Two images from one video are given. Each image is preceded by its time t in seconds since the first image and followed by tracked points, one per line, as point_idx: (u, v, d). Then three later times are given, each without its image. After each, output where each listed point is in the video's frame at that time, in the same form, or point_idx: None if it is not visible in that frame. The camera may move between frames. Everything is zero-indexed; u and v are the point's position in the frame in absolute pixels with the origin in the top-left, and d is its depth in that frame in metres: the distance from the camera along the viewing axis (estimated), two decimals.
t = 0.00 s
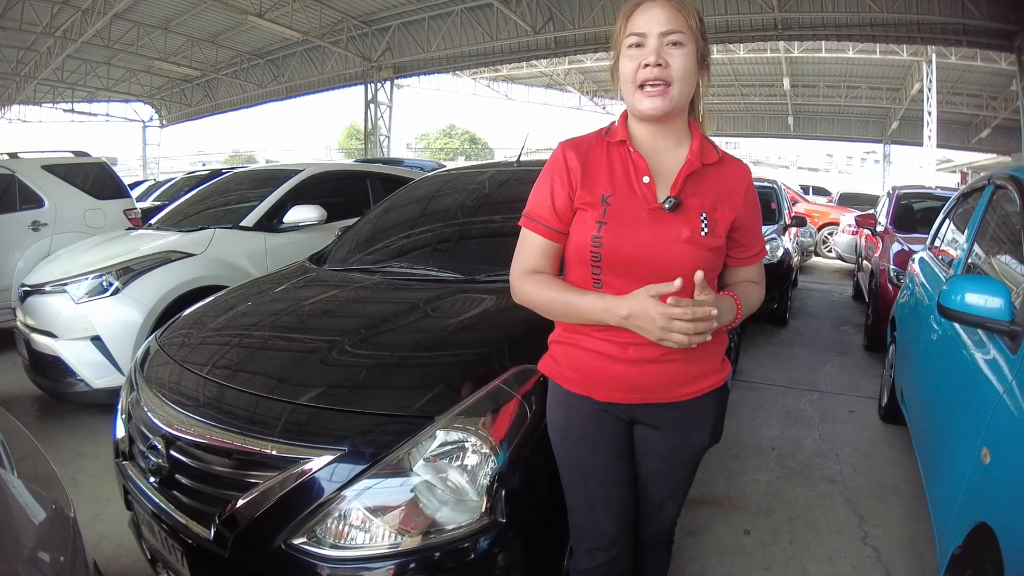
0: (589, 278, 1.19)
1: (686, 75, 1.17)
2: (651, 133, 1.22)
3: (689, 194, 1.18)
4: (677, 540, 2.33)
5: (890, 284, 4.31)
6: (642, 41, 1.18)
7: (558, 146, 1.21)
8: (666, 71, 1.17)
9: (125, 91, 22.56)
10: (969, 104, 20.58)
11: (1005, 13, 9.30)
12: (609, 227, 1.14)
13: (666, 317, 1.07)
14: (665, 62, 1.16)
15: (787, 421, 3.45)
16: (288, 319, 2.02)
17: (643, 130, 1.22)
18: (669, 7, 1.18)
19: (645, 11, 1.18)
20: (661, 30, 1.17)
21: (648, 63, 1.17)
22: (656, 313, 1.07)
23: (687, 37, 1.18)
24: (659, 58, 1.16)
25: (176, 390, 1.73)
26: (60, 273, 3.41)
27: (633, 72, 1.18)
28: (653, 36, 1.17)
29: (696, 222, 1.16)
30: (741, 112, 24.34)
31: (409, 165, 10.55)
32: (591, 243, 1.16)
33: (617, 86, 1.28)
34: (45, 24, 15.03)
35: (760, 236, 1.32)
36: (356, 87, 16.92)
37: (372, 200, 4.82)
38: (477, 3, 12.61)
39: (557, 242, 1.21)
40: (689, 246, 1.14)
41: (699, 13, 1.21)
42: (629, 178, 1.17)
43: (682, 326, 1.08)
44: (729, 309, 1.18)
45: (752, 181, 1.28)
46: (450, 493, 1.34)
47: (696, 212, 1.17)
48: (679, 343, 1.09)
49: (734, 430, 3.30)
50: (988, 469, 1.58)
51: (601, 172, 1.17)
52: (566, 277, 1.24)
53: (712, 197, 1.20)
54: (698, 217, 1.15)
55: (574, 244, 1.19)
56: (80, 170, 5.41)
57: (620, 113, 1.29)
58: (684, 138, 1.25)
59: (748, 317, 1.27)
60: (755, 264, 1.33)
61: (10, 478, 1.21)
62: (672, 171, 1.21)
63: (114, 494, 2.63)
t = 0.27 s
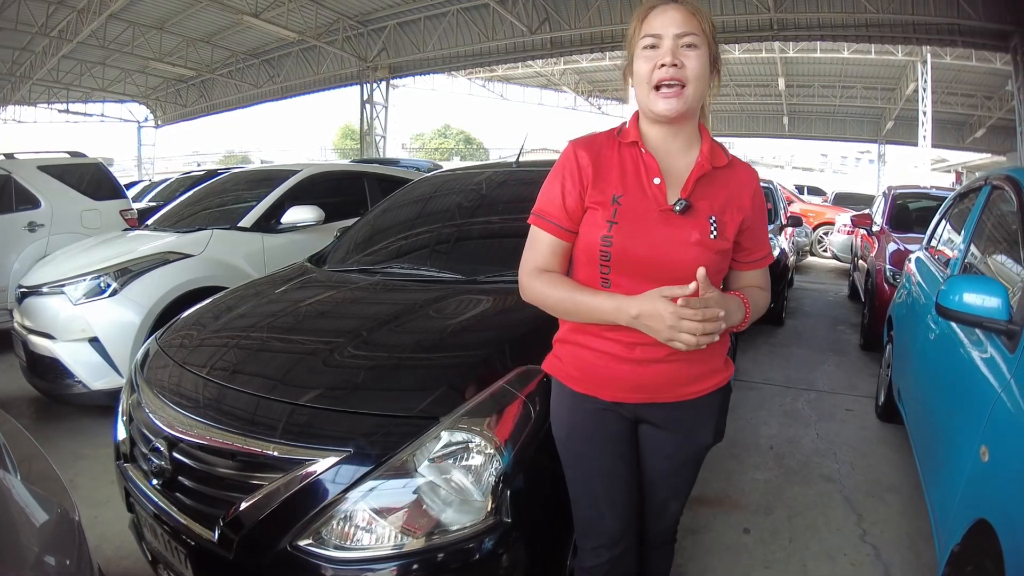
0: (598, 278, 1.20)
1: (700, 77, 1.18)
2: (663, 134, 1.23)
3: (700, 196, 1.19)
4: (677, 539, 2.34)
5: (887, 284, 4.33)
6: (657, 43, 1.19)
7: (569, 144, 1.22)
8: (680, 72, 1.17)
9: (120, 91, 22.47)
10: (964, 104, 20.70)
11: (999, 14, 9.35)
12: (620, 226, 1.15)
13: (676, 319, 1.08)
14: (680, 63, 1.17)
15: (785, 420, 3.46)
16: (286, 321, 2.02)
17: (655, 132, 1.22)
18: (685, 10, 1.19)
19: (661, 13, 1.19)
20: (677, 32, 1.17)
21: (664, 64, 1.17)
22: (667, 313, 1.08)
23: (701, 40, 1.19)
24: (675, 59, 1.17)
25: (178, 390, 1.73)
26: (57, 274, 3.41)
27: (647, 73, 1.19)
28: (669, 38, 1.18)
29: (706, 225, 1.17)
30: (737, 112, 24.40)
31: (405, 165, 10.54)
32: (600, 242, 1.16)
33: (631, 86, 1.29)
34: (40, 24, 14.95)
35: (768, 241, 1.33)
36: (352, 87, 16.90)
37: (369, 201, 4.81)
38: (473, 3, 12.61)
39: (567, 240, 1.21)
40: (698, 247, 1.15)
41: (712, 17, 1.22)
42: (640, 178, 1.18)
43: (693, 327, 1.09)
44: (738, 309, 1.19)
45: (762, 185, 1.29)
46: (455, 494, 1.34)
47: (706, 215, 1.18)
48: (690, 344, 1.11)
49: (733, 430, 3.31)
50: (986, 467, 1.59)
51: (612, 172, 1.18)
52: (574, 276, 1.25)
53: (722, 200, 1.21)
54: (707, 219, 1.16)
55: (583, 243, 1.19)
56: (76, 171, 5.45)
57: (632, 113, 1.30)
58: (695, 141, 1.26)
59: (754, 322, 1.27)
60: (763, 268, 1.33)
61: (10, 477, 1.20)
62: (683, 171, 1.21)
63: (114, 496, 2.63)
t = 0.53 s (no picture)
0: (603, 277, 1.21)
1: (710, 80, 1.19)
2: (670, 136, 1.24)
3: (706, 198, 1.20)
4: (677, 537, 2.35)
5: (884, 283, 4.35)
6: (668, 45, 1.20)
7: (577, 145, 1.23)
8: (691, 74, 1.18)
9: (116, 91, 22.41)
10: (960, 105, 20.78)
11: (994, 14, 9.40)
12: (626, 227, 1.16)
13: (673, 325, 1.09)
14: (691, 65, 1.18)
15: (782, 419, 3.48)
16: (287, 321, 2.02)
17: (664, 133, 1.24)
18: (696, 13, 1.20)
19: (673, 15, 1.20)
20: (689, 35, 1.19)
21: (674, 64, 1.18)
22: (664, 320, 1.09)
23: (712, 43, 1.20)
24: (685, 61, 1.18)
25: (181, 391, 1.73)
26: (56, 275, 3.41)
27: (658, 74, 1.20)
28: (680, 39, 1.19)
29: (711, 227, 1.18)
30: (732, 112, 24.45)
31: (402, 166, 10.55)
32: (606, 242, 1.18)
33: (641, 88, 1.30)
34: (37, 24, 14.90)
35: (775, 245, 1.34)
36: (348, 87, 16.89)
37: (368, 201, 4.82)
38: (470, 4, 12.61)
39: (572, 240, 1.23)
40: (703, 249, 1.16)
41: (724, 21, 1.23)
42: (646, 179, 1.19)
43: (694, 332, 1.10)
44: (738, 316, 1.20)
45: (768, 189, 1.29)
46: (459, 494, 1.35)
47: (711, 217, 1.19)
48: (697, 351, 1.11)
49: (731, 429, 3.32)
50: (984, 464, 1.61)
51: (619, 172, 1.19)
52: (579, 276, 1.26)
53: (727, 203, 1.22)
54: (712, 222, 1.17)
55: (589, 243, 1.21)
56: (73, 172, 5.48)
57: (642, 114, 1.31)
58: (702, 143, 1.27)
59: (757, 325, 1.28)
60: (768, 273, 1.34)
61: (11, 476, 1.19)
62: (690, 173, 1.22)
63: (115, 496, 2.63)
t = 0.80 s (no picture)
0: (612, 275, 1.22)
1: (713, 82, 1.21)
2: (674, 135, 1.25)
3: (712, 194, 1.22)
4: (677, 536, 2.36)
5: (881, 283, 4.37)
6: (670, 46, 1.21)
7: (582, 147, 1.24)
8: (694, 77, 1.19)
9: (113, 91, 22.37)
10: (956, 104, 20.85)
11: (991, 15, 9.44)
12: (634, 224, 1.17)
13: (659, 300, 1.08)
14: (693, 67, 1.19)
15: (780, 418, 3.49)
16: (285, 321, 2.03)
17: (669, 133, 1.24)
18: (698, 15, 1.21)
19: (675, 18, 1.21)
20: (691, 37, 1.20)
21: (678, 67, 1.19)
22: (658, 310, 1.09)
23: (715, 44, 1.21)
24: (688, 63, 1.19)
25: (184, 390, 1.73)
26: (56, 275, 3.40)
27: (661, 77, 1.22)
28: (683, 42, 1.20)
29: (719, 222, 1.19)
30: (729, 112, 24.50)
31: (400, 166, 10.55)
32: (615, 240, 1.19)
33: (643, 89, 1.32)
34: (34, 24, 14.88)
35: (778, 238, 1.36)
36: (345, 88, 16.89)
37: (366, 201, 4.82)
38: (468, 4, 12.62)
39: (579, 240, 1.24)
40: (713, 244, 1.17)
41: (725, 21, 1.24)
42: (653, 177, 1.20)
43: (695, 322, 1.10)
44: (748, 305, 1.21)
45: (771, 183, 1.31)
46: (463, 492, 1.36)
47: (719, 212, 1.20)
48: (687, 346, 1.10)
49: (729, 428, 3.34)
50: (982, 461, 1.63)
51: (625, 172, 1.21)
52: (587, 275, 1.27)
53: (733, 198, 1.23)
54: (720, 216, 1.18)
55: (597, 242, 1.22)
56: (71, 172, 5.49)
57: (644, 115, 1.33)
58: (705, 141, 1.29)
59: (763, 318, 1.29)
60: (772, 266, 1.36)
61: (16, 468, 1.18)
62: (695, 171, 1.24)
63: (116, 496, 2.63)
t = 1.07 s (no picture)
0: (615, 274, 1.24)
1: (708, 95, 1.22)
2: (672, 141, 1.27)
3: (710, 196, 1.24)
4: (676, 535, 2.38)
5: (878, 283, 4.39)
6: (666, 60, 1.22)
7: (584, 150, 1.25)
8: (688, 94, 1.21)
9: (110, 92, 22.34)
10: (953, 105, 20.92)
11: (988, 15, 9.47)
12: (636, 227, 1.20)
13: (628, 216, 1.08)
14: (688, 84, 1.21)
15: (778, 417, 3.51)
16: (285, 321, 2.04)
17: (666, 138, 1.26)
18: (695, 27, 1.21)
19: (672, 29, 1.22)
20: (687, 52, 1.20)
21: (672, 85, 1.21)
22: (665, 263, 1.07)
23: (711, 58, 1.22)
24: (683, 82, 1.21)
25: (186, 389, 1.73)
26: (55, 276, 3.40)
27: (657, 91, 1.23)
28: (678, 57, 1.21)
29: (718, 223, 1.24)
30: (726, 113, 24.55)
31: (399, 166, 10.55)
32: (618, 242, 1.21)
33: (640, 93, 1.32)
34: (31, 25, 14.86)
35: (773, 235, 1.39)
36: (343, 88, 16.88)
37: (365, 202, 4.83)
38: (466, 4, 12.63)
39: (583, 240, 1.25)
40: (712, 244, 1.22)
41: (722, 30, 1.25)
42: (653, 180, 1.23)
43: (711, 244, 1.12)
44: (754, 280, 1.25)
45: (767, 183, 1.34)
46: (466, 491, 1.37)
47: (717, 213, 1.24)
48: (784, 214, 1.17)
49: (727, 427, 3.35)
50: (979, 459, 1.64)
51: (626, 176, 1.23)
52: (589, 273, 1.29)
53: (730, 200, 1.26)
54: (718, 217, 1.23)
55: (599, 243, 1.24)
56: (70, 172, 5.49)
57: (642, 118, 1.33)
58: (703, 145, 1.30)
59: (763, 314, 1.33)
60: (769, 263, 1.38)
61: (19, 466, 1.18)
62: (694, 173, 1.26)
63: (117, 497, 2.64)
